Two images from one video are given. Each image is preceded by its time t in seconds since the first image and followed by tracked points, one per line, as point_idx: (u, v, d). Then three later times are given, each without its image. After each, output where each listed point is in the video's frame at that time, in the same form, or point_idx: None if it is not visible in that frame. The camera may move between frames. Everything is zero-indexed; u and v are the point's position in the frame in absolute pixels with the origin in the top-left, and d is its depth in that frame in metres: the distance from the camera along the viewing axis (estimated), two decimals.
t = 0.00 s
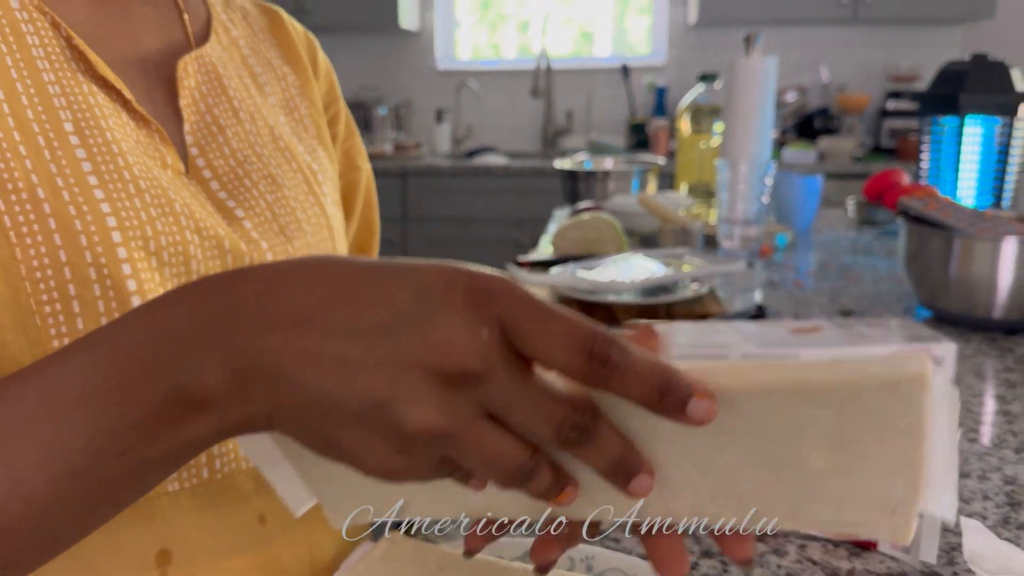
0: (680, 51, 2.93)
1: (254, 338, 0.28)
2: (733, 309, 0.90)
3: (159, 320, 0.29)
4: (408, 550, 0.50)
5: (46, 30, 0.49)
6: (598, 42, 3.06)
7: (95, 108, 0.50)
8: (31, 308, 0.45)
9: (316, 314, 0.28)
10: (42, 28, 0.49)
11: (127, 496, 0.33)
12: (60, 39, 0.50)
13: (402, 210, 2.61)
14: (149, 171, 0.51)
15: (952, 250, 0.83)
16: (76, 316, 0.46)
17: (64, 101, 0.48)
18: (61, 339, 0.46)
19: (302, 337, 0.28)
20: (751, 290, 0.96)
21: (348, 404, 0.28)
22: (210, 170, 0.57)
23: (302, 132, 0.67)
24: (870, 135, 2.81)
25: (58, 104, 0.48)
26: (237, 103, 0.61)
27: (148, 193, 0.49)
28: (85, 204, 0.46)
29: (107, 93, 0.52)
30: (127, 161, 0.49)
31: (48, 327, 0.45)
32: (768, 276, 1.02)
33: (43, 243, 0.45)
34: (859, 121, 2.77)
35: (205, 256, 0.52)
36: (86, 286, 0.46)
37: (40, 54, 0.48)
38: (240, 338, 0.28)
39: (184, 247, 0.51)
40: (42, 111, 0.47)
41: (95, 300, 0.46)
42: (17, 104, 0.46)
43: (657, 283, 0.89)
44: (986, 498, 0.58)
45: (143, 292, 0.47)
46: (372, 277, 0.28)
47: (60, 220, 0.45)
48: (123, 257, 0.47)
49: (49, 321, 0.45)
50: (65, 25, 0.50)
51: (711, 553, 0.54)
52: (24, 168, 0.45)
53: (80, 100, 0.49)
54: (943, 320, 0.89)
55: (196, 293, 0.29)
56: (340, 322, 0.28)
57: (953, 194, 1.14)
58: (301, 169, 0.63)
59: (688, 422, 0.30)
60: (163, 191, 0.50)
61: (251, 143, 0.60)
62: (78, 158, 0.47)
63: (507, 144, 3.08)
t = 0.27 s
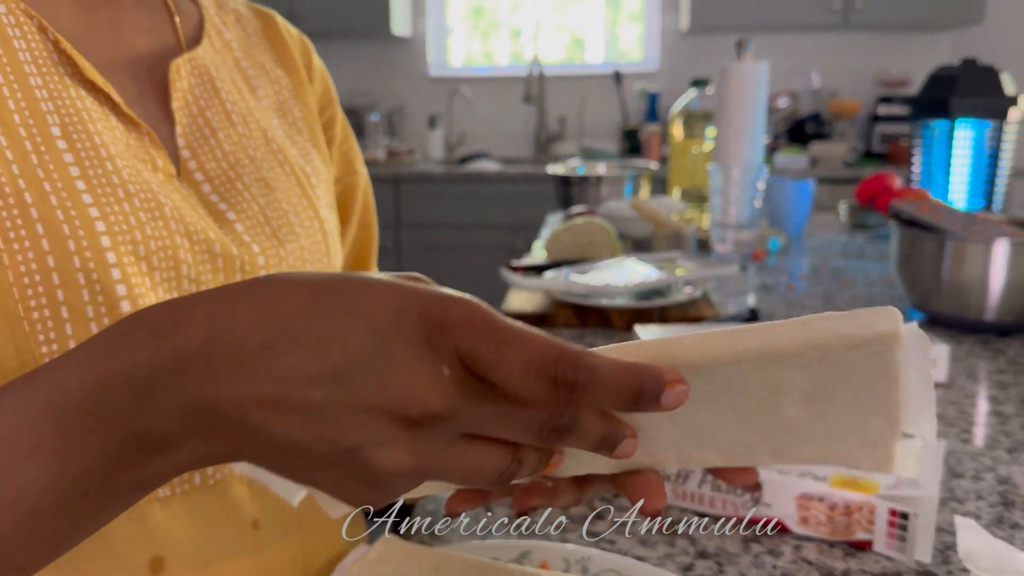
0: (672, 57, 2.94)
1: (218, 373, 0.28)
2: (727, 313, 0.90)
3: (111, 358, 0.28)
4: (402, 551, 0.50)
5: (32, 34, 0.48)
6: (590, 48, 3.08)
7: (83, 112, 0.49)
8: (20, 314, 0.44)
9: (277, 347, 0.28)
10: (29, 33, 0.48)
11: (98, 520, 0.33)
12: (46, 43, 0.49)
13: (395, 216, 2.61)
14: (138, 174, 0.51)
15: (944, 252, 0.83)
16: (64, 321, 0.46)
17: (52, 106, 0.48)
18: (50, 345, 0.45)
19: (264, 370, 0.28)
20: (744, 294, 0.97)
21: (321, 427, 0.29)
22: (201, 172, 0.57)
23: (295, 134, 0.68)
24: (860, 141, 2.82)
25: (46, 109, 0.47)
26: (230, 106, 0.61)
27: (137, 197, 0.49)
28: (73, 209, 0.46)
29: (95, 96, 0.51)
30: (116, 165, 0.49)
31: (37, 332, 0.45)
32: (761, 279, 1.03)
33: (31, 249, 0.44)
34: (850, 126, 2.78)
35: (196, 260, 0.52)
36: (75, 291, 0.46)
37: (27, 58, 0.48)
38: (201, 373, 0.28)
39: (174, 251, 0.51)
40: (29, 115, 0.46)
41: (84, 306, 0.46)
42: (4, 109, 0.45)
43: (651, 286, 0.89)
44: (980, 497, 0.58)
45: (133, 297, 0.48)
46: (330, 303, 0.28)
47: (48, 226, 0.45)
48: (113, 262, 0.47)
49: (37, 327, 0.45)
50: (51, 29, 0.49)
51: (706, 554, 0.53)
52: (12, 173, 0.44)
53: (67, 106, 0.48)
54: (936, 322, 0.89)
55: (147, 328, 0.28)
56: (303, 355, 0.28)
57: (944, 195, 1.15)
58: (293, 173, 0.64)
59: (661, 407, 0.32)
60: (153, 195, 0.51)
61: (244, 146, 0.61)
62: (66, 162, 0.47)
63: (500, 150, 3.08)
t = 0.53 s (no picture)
0: (667, 64, 2.96)
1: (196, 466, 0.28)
2: (724, 317, 0.90)
3: (95, 458, 0.28)
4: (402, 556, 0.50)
5: (26, 44, 0.51)
6: (586, 56, 3.09)
7: (79, 123, 0.51)
8: (18, 326, 0.46)
9: (254, 453, 0.28)
10: (23, 43, 0.51)
11: None
12: (41, 53, 0.51)
13: (392, 223, 2.61)
14: (132, 183, 0.53)
15: (940, 256, 0.84)
16: (62, 331, 0.47)
17: (46, 116, 0.50)
18: (49, 356, 0.47)
19: (246, 474, 0.28)
20: (741, 298, 0.97)
21: (311, 518, 0.30)
22: (195, 181, 0.59)
23: (290, 141, 0.69)
24: (856, 146, 2.83)
25: (41, 121, 0.49)
26: (225, 114, 0.63)
27: (132, 208, 0.51)
28: (69, 218, 0.48)
29: (90, 106, 0.53)
30: (112, 176, 0.51)
31: (34, 342, 0.46)
32: (757, 284, 1.03)
33: (27, 261, 0.46)
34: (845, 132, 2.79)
35: (191, 269, 0.54)
36: (73, 302, 0.48)
37: (21, 70, 0.50)
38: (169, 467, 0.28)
39: (170, 261, 0.53)
40: (24, 127, 0.49)
41: (81, 315, 0.48)
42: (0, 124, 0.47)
43: (649, 291, 0.90)
44: (977, 499, 0.58)
45: (129, 307, 0.49)
46: (310, 405, 0.28)
47: (45, 238, 0.47)
48: (109, 273, 0.49)
49: (34, 338, 0.46)
50: (46, 39, 0.52)
51: (705, 557, 0.53)
52: (7, 186, 0.46)
53: (63, 114, 0.51)
54: (932, 326, 0.89)
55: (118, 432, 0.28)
56: (286, 461, 0.28)
57: (938, 202, 1.15)
58: (286, 180, 0.65)
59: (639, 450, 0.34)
60: (149, 205, 0.53)
61: (239, 154, 0.62)
62: (63, 173, 0.49)
63: (497, 156, 3.09)
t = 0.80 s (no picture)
0: (663, 70, 2.96)
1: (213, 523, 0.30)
2: (721, 321, 0.91)
3: (107, 528, 0.30)
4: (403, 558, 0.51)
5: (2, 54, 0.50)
6: (585, 63, 3.10)
7: (58, 133, 0.50)
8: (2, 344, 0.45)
9: (276, 518, 0.30)
10: None
11: None
12: (17, 62, 0.51)
13: (390, 230, 2.61)
14: (115, 191, 0.51)
15: (935, 259, 0.84)
16: (47, 346, 0.46)
17: (25, 128, 0.49)
18: (36, 372, 0.46)
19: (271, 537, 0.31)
20: (738, 302, 0.97)
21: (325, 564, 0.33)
22: (182, 186, 0.57)
23: (276, 142, 0.68)
24: (851, 152, 2.84)
25: (18, 132, 0.49)
26: (211, 116, 0.62)
27: (116, 217, 0.50)
28: (51, 232, 0.47)
29: (70, 114, 0.52)
30: (93, 185, 0.50)
31: (20, 359, 0.45)
32: (755, 287, 1.04)
33: (9, 276, 0.46)
34: (841, 137, 2.80)
35: (178, 277, 0.52)
36: (58, 316, 0.47)
37: None
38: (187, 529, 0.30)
39: (156, 270, 0.51)
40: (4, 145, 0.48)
41: (68, 329, 0.47)
42: None
43: (646, 294, 0.90)
44: (975, 500, 0.59)
45: (116, 318, 0.48)
46: (330, 472, 0.31)
47: (28, 253, 0.46)
48: (94, 285, 0.48)
49: (20, 354, 0.45)
50: (21, 48, 0.51)
51: (704, 558, 0.53)
52: None
53: (41, 125, 0.50)
54: (928, 329, 0.90)
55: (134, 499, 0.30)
56: (308, 522, 0.31)
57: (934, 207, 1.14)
58: (275, 180, 0.63)
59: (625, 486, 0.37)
60: (132, 212, 0.51)
61: (225, 156, 0.61)
62: (42, 185, 0.48)
63: (494, 163, 3.10)
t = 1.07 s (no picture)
0: (660, 75, 2.97)
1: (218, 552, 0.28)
2: (718, 324, 0.91)
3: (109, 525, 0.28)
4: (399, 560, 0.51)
5: None
6: (582, 69, 3.11)
7: (27, 143, 0.50)
8: None
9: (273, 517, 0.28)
10: None
11: None
12: None
13: (390, 236, 2.62)
14: (88, 201, 0.51)
15: (931, 261, 0.84)
16: (24, 363, 0.46)
17: None
18: (14, 391, 0.46)
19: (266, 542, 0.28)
20: (735, 305, 0.98)
21: None
22: (160, 191, 0.58)
23: (255, 141, 0.68)
24: (848, 156, 2.85)
25: None
26: (189, 116, 0.62)
27: (90, 229, 0.50)
28: (24, 248, 0.47)
29: (39, 123, 0.52)
30: (66, 198, 0.50)
31: None
32: (751, 290, 1.04)
33: None
34: (838, 142, 2.81)
35: (156, 287, 0.52)
36: (34, 334, 0.47)
37: None
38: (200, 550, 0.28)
39: (133, 282, 0.51)
40: None
41: (45, 346, 0.47)
42: None
43: (641, 297, 0.90)
44: (971, 501, 0.59)
45: (94, 334, 0.48)
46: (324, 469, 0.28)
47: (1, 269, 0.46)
48: (70, 300, 0.48)
49: None
50: None
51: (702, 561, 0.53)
52: None
53: (10, 137, 0.50)
54: (924, 331, 0.90)
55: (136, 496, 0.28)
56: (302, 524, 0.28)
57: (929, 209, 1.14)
58: (256, 181, 0.64)
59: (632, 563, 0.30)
60: (106, 222, 0.51)
61: (205, 158, 0.61)
62: (13, 200, 0.48)
63: (492, 169, 3.10)
